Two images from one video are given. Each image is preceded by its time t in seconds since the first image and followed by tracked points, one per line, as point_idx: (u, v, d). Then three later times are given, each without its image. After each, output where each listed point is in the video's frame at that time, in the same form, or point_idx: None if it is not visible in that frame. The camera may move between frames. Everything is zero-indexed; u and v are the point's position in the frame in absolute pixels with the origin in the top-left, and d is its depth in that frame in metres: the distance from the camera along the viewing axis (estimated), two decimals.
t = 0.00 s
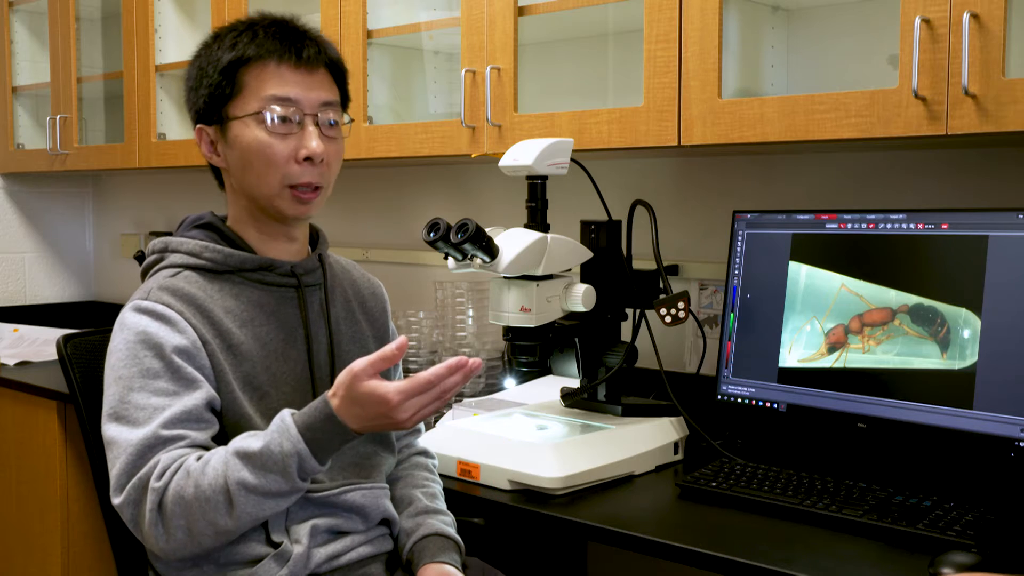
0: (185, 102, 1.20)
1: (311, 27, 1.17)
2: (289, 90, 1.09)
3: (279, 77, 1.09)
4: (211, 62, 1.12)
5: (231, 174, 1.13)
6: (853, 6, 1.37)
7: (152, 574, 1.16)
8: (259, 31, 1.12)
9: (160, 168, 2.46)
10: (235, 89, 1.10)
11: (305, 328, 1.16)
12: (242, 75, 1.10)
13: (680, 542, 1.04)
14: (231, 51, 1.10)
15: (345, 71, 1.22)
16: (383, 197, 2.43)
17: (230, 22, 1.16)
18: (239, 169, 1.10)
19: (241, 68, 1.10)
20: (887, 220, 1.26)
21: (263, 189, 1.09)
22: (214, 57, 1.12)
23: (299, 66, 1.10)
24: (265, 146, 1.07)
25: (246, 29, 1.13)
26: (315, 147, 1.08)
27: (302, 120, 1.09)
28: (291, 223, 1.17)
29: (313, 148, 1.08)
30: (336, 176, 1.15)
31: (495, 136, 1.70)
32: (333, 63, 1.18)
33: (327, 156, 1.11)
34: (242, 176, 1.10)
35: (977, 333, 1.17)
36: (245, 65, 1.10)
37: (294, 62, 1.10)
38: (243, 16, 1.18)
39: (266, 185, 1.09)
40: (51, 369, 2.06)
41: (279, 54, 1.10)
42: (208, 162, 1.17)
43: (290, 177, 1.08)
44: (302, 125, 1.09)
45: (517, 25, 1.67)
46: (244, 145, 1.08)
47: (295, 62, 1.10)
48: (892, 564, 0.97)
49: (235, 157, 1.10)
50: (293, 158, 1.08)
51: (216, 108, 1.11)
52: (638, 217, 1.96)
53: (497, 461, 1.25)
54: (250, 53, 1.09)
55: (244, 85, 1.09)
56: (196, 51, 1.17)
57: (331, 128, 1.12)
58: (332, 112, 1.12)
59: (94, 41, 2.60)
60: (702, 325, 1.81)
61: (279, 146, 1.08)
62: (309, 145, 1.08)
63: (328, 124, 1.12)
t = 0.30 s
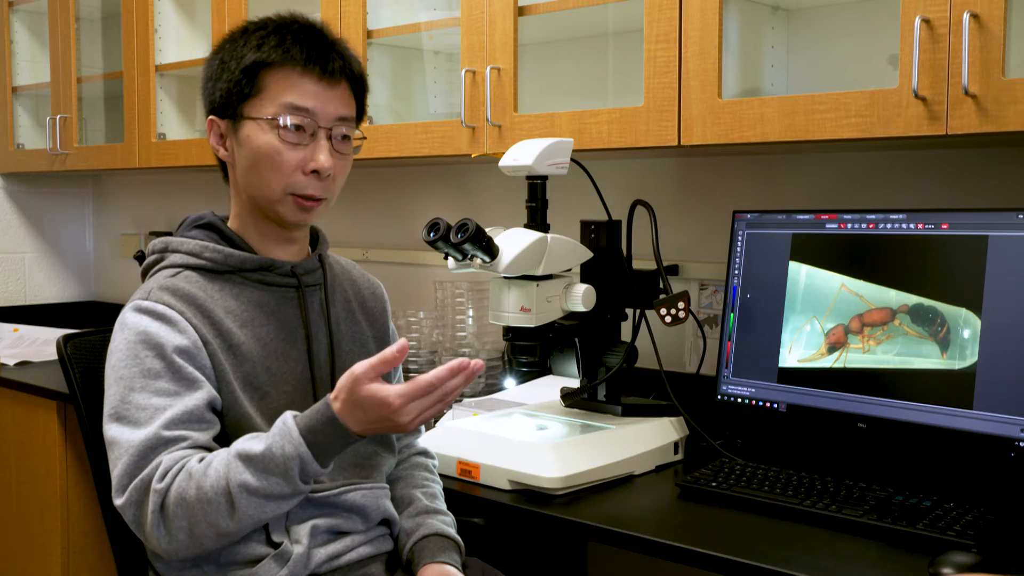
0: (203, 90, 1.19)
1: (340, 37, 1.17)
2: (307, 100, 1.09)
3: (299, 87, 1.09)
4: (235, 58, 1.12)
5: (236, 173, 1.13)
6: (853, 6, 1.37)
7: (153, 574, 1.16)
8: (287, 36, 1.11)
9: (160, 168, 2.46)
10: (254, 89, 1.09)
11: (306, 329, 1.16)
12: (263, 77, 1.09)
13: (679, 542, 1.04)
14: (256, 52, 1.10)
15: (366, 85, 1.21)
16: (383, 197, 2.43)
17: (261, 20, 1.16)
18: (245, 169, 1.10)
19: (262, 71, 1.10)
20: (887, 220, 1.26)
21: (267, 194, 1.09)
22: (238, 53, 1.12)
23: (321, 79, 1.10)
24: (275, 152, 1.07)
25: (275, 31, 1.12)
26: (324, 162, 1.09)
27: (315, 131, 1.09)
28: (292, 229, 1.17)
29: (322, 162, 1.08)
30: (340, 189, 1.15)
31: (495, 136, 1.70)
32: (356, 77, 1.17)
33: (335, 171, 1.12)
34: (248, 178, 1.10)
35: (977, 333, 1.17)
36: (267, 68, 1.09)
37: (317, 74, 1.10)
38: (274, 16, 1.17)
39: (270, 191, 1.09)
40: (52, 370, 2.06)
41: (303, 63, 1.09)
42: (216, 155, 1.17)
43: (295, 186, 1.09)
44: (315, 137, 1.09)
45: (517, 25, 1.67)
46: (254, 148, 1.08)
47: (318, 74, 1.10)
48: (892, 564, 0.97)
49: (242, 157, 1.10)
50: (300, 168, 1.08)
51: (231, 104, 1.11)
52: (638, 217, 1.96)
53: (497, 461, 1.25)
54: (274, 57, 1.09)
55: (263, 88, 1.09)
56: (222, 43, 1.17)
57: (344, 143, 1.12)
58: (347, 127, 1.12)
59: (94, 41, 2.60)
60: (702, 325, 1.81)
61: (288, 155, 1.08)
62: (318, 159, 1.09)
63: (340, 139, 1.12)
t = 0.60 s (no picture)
0: (211, 90, 1.19)
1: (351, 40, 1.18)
2: (320, 104, 1.09)
3: (312, 91, 1.09)
4: (246, 60, 1.12)
5: (245, 174, 1.13)
6: (853, 6, 1.37)
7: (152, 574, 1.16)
8: (300, 39, 1.12)
9: (160, 168, 2.46)
10: (266, 92, 1.09)
11: (307, 330, 1.16)
12: (275, 80, 1.09)
13: (680, 542, 1.04)
14: (268, 55, 1.10)
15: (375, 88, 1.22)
16: (383, 197, 2.43)
17: (273, 22, 1.16)
18: (255, 172, 1.10)
19: (275, 73, 1.10)
20: (887, 220, 1.26)
21: (276, 197, 1.09)
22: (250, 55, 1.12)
23: (334, 83, 1.11)
24: (286, 156, 1.07)
25: (287, 34, 1.13)
26: (335, 166, 1.08)
27: (326, 135, 1.09)
28: (298, 232, 1.17)
29: (333, 166, 1.08)
30: (348, 193, 1.15)
31: (495, 136, 1.70)
32: (367, 81, 1.18)
33: (345, 175, 1.11)
34: (257, 180, 1.10)
35: (977, 333, 1.17)
36: (280, 71, 1.09)
37: (330, 78, 1.10)
38: (286, 17, 1.18)
39: (279, 194, 1.09)
40: (52, 370, 2.06)
41: (316, 67, 1.10)
42: (224, 155, 1.16)
43: (305, 191, 1.09)
44: (326, 141, 1.09)
45: (517, 25, 1.67)
46: (265, 151, 1.08)
47: (330, 78, 1.11)
48: (892, 564, 0.97)
49: (251, 159, 1.09)
50: (311, 172, 1.08)
51: (242, 106, 1.10)
52: (638, 217, 1.96)
53: (497, 461, 1.25)
54: (287, 61, 1.09)
55: (275, 90, 1.09)
56: (233, 43, 1.17)
57: (354, 147, 1.12)
58: (358, 131, 1.12)
59: (94, 41, 2.60)
60: (702, 325, 1.81)
61: (300, 159, 1.07)
62: (330, 163, 1.08)
63: (351, 143, 1.12)
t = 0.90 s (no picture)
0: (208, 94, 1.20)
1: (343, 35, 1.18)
2: (312, 97, 1.09)
3: (303, 84, 1.09)
4: (239, 59, 1.12)
5: (243, 173, 1.13)
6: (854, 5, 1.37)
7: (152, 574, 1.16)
8: (290, 34, 1.12)
9: (160, 168, 2.46)
10: (259, 88, 1.10)
11: (308, 332, 1.16)
12: (267, 76, 1.10)
13: (680, 542, 1.04)
14: (260, 51, 1.11)
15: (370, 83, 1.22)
16: (383, 197, 2.43)
17: (264, 21, 1.16)
18: (251, 169, 1.10)
19: (267, 69, 1.10)
20: (887, 220, 1.26)
21: (273, 193, 1.09)
22: (242, 54, 1.12)
23: (325, 76, 1.11)
24: (280, 150, 1.07)
25: (278, 31, 1.13)
26: (330, 158, 1.08)
27: (320, 129, 1.09)
28: (298, 228, 1.16)
29: (327, 159, 1.08)
30: (346, 188, 1.15)
31: (495, 136, 1.70)
32: (361, 74, 1.18)
33: (340, 168, 1.11)
34: (254, 177, 1.10)
35: (977, 333, 1.17)
36: (272, 67, 1.10)
37: (321, 70, 1.11)
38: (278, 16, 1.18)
39: (276, 190, 1.09)
40: (51, 369, 2.06)
41: (306, 60, 1.10)
42: (223, 157, 1.16)
43: (301, 185, 1.08)
44: (320, 134, 1.09)
45: (517, 25, 1.67)
46: (259, 147, 1.08)
47: (322, 71, 1.11)
48: (892, 564, 0.97)
49: (248, 157, 1.10)
50: (306, 166, 1.08)
51: (236, 104, 1.11)
52: (638, 217, 1.96)
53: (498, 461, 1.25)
54: (278, 56, 1.10)
55: (268, 86, 1.10)
56: (226, 45, 1.17)
57: (349, 140, 1.12)
58: (353, 124, 1.12)
59: (94, 41, 2.60)
60: (702, 325, 1.81)
61: (294, 152, 1.07)
62: (324, 155, 1.08)
63: (346, 136, 1.11)
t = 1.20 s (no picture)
0: (204, 95, 1.19)
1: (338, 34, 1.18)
2: (309, 93, 1.09)
3: (300, 80, 1.09)
4: (235, 58, 1.12)
5: (240, 171, 1.13)
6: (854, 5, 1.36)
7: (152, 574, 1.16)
8: (287, 32, 1.12)
9: (160, 168, 2.46)
10: (255, 86, 1.10)
11: (307, 331, 1.16)
12: (263, 74, 1.10)
13: (679, 542, 1.04)
14: (256, 50, 1.11)
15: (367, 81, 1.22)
16: (383, 197, 2.43)
17: (259, 21, 1.17)
18: (248, 165, 1.10)
19: (263, 67, 1.10)
20: (887, 220, 1.26)
21: (270, 189, 1.09)
22: (239, 53, 1.12)
23: (322, 72, 1.11)
24: (277, 145, 1.07)
25: (274, 30, 1.13)
26: (327, 153, 1.08)
27: (317, 125, 1.09)
28: (295, 226, 1.16)
29: (324, 154, 1.08)
30: (343, 185, 1.15)
31: (495, 136, 1.70)
32: (357, 72, 1.18)
33: (337, 165, 1.11)
34: (250, 174, 1.10)
35: (977, 333, 1.17)
36: (268, 64, 1.10)
37: (317, 67, 1.11)
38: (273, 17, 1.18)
39: (273, 185, 1.08)
40: (52, 369, 2.06)
41: (302, 57, 1.10)
42: (219, 156, 1.16)
43: (298, 180, 1.08)
44: (317, 130, 1.09)
45: (517, 25, 1.67)
46: (256, 142, 1.08)
47: (318, 68, 1.11)
48: (892, 564, 0.97)
49: (246, 154, 1.09)
50: (303, 161, 1.08)
51: (232, 102, 1.11)
52: (638, 217, 1.96)
53: (497, 461, 1.25)
54: (274, 53, 1.10)
55: (264, 83, 1.10)
56: (222, 45, 1.17)
57: (346, 137, 1.12)
58: (349, 121, 1.12)
59: (94, 41, 2.60)
60: (702, 325, 1.81)
61: (291, 148, 1.07)
62: (321, 151, 1.08)
63: (343, 133, 1.12)
